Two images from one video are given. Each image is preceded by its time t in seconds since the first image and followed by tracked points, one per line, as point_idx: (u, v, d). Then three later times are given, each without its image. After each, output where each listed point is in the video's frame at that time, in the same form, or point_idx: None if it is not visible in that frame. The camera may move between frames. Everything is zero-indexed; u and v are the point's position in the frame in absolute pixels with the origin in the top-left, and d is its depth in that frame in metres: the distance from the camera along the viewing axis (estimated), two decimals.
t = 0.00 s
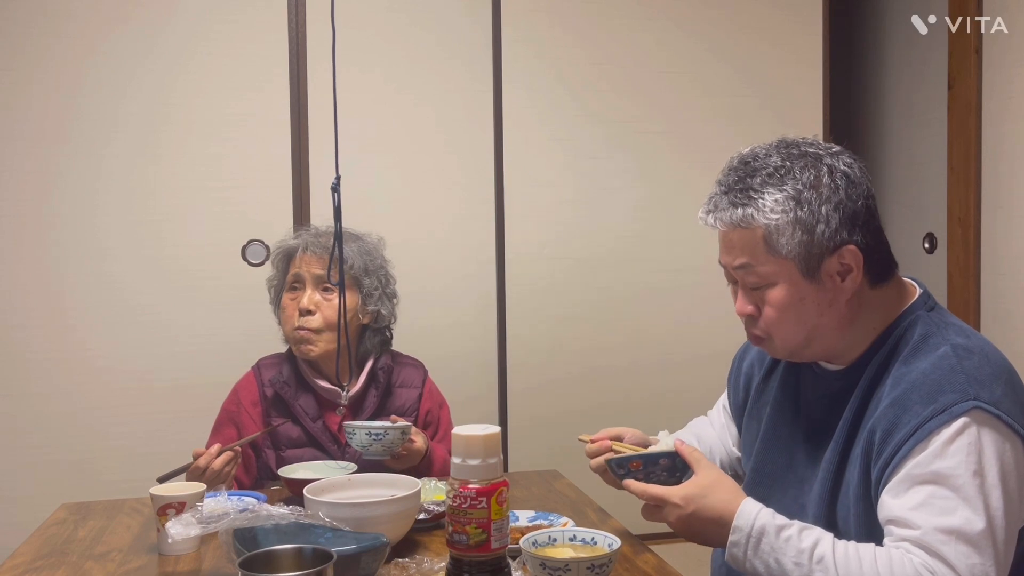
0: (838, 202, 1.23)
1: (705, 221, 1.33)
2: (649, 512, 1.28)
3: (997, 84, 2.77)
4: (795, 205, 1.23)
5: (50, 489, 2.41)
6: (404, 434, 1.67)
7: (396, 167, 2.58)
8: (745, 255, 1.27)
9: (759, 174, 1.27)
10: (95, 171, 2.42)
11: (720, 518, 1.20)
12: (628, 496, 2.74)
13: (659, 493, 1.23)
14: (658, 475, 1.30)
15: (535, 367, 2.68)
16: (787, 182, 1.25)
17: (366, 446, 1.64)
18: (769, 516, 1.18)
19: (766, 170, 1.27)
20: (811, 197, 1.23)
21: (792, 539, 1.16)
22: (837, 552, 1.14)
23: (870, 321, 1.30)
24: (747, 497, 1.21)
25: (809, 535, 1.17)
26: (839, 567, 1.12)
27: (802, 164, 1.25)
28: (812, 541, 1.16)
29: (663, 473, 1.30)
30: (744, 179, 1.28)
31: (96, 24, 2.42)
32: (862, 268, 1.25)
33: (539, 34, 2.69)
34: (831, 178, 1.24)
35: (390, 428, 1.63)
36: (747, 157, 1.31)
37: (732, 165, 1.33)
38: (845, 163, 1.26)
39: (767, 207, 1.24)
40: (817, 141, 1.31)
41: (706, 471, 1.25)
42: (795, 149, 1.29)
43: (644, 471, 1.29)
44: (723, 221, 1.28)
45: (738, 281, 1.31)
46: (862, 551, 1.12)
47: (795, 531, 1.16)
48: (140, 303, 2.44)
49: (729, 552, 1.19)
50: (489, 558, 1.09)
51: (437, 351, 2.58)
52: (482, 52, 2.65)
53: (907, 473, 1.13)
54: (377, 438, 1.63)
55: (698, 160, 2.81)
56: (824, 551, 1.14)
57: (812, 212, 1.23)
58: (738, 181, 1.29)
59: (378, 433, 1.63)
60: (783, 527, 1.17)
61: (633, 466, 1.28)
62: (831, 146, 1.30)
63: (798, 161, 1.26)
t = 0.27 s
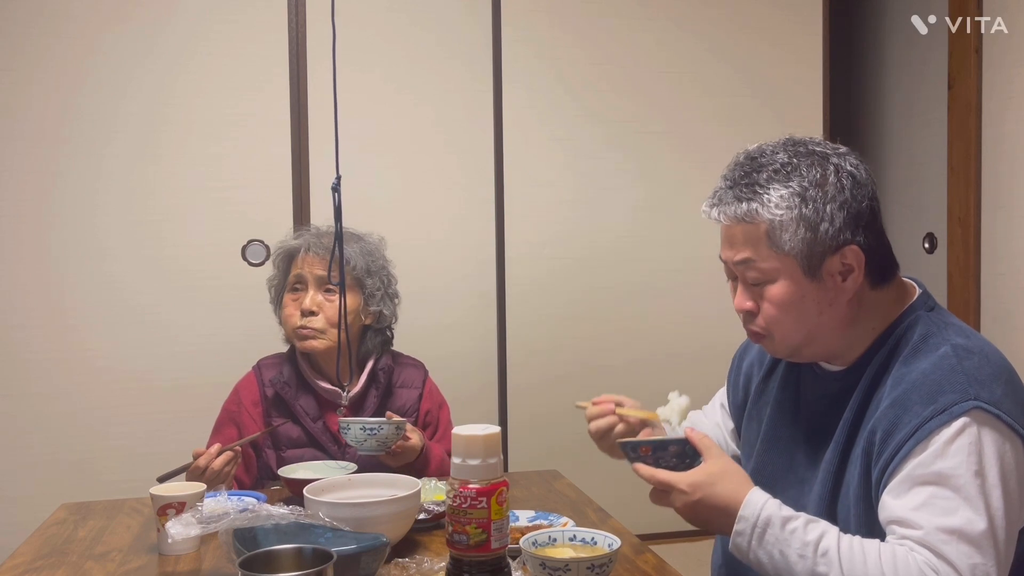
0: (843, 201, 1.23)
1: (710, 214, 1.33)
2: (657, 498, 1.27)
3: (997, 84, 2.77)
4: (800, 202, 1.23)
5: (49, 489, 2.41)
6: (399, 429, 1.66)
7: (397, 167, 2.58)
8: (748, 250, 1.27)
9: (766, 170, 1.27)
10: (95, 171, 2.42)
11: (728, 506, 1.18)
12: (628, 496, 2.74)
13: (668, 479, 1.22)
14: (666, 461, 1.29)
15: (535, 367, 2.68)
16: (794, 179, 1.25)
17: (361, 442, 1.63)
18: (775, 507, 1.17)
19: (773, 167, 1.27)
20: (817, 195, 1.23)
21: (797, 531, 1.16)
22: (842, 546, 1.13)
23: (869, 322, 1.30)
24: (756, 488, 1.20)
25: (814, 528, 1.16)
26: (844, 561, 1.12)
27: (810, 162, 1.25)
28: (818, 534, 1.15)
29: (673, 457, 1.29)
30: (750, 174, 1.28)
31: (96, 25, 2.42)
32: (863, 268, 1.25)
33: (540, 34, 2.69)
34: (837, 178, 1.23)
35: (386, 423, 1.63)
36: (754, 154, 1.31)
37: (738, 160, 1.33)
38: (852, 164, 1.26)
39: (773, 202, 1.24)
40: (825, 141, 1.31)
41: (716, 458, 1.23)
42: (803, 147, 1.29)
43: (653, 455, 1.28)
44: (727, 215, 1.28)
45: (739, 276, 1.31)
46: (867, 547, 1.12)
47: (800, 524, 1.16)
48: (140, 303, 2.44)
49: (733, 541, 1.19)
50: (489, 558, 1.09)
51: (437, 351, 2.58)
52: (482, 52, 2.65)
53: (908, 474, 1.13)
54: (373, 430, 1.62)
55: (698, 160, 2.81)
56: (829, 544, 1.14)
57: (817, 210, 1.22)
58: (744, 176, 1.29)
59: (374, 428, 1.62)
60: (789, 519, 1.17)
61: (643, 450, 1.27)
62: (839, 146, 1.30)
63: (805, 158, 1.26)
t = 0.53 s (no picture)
0: (857, 202, 1.23)
1: (722, 198, 1.33)
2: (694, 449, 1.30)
3: (997, 84, 2.77)
4: (814, 195, 1.23)
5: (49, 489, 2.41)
6: (398, 431, 1.66)
7: (397, 167, 2.58)
8: (754, 235, 1.27)
9: (784, 161, 1.27)
10: (94, 171, 2.42)
11: (748, 468, 1.19)
12: (628, 496, 2.74)
13: (697, 432, 1.25)
14: (705, 414, 1.32)
15: (536, 367, 2.68)
16: (810, 172, 1.24)
17: (360, 444, 1.63)
18: (795, 477, 1.16)
19: (792, 159, 1.27)
20: (832, 191, 1.22)
21: (812, 505, 1.14)
22: (853, 527, 1.12)
23: (862, 325, 1.32)
24: (780, 456, 1.20)
25: (829, 505, 1.15)
26: (853, 542, 1.11)
27: (828, 159, 1.25)
28: (831, 511, 1.14)
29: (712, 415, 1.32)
30: (769, 163, 1.28)
31: (96, 25, 2.42)
32: (865, 270, 1.25)
33: (540, 34, 2.69)
34: (853, 179, 1.23)
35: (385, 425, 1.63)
36: (774, 145, 1.31)
37: (756, 150, 1.34)
38: (869, 168, 1.26)
39: (788, 192, 1.23)
40: (846, 143, 1.31)
41: (747, 419, 1.24)
42: (823, 145, 1.29)
43: (692, 408, 1.33)
44: (740, 200, 1.28)
45: (743, 262, 1.30)
46: (878, 529, 1.11)
47: (815, 498, 1.14)
48: (140, 303, 2.44)
49: (748, 503, 1.18)
50: (490, 558, 1.09)
51: (437, 351, 2.58)
52: (483, 52, 2.65)
53: (907, 474, 1.13)
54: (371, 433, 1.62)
55: (698, 160, 2.81)
56: (841, 522, 1.12)
57: (830, 205, 1.22)
58: (763, 164, 1.29)
59: (372, 431, 1.62)
60: (806, 490, 1.15)
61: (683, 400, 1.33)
62: (858, 151, 1.30)
63: (824, 155, 1.26)
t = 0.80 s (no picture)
0: (860, 207, 1.22)
1: (726, 198, 1.33)
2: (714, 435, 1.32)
3: (997, 84, 2.77)
4: (818, 199, 1.22)
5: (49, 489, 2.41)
6: (398, 434, 1.67)
7: (397, 168, 2.58)
8: (756, 236, 1.27)
9: (789, 164, 1.27)
10: (94, 171, 2.42)
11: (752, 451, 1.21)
12: (629, 496, 2.74)
13: (710, 413, 1.28)
14: (722, 397, 1.35)
15: (536, 367, 2.68)
16: (814, 175, 1.24)
17: (360, 449, 1.63)
18: (801, 466, 1.16)
19: (796, 161, 1.26)
20: (836, 195, 1.22)
21: (815, 492, 1.14)
22: (855, 516, 1.12)
23: (862, 328, 1.32)
24: (787, 444, 1.20)
25: (833, 494, 1.14)
26: (853, 532, 1.11)
27: (834, 163, 1.24)
28: (835, 500, 1.14)
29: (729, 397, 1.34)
30: (772, 164, 1.28)
31: (96, 25, 2.42)
32: (865, 275, 1.25)
33: (540, 34, 2.69)
34: (857, 184, 1.22)
35: (385, 429, 1.63)
36: (780, 146, 1.31)
37: (762, 149, 1.33)
38: (875, 173, 1.25)
39: (791, 195, 1.23)
40: (853, 146, 1.30)
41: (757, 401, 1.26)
42: (829, 147, 1.28)
43: (710, 390, 1.36)
44: (742, 201, 1.29)
45: (745, 263, 1.31)
46: (878, 519, 1.11)
47: (820, 486, 1.14)
48: (140, 303, 2.44)
49: (753, 488, 1.18)
50: (490, 558, 1.09)
51: (437, 351, 2.58)
52: (483, 52, 2.65)
53: (906, 471, 1.13)
54: (371, 437, 1.62)
55: (698, 160, 2.81)
56: (843, 511, 1.12)
57: (833, 210, 1.22)
58: (768, 166, 1.29)
59: (371, 435, 1.62)
60: (810, 477, 1.15)
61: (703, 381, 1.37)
62: (865, 154, 1.29)
63: (830, 158, 1.25)
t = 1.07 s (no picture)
0: (858, 204, 1.22)
1: (721, 207, 1.31)
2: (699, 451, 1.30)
3: (997, 84, 2.77)
4: (817, 201, 1.22)
5: (50, 489, 2.41)
6: (397, 437, 1.67)
7: (397, 168, 2.58)
8: (758, 244, 1.26)
9: (782, 168, 1.26)
10: (94, 171, 2.42)
11: (746, 466, 1.19)
12: (629, 495, 2.75)
13: (697, 427, 1.26)
14: (705, 409, 1.33)
15: (535, 367, 2.68)
16: (810, 177, 1.23)
17: (360, 452, 1.63)
18: (795, 474, 1.16)
19: (789, 164, 1.26)
20: (833, 195, 1.22)
21: (813, 502, 1.14)
22: (855, 524, 1.12)
23: (869, 326, 1.31)
24: (779, 454, 1.19)
25: (830, 503, 1.14)
26: (853, 541, 1.11)
27: (827, 162, 1.24)
28: (833, 508, 1.14)
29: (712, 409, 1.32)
30: (766, 169, 1.27)
31: (96, 25, 2.42)
32: (871, 271, 1.26)
33: (540, 34, 2.69)
34: (853, 180, 1.23)
35: (383, 432, 1.64)
36: (769, 151, 1.30)
37: (753, 156, 1.33)
38: (868, 168, 1.25)
39: (789, 199, 1.22)
40: (841, 142, 1.30)
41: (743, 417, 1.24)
42: (819, 147, 1.28)
43: (692, 403, 1.34)
44: (739, 210, 1.27)
45: (747, 271, 1.29)
46: (879, 527, 1.11)
47: (817, 495, 1.14)
48: (139, 303, 2.44)
49: (748, 500, 1.18)
50: (490, 558, 1.09)
51: (437, 351, 2.58)
52: (483, 52, 2.65)
53: (911, 474, 1.13)
54: (370, 441, 1.62)
55: (698, 160, 2.81)
56: (842, 520, 1.12)
57: (832, 210, 1.22)
58: (760, 172, 1.28)
59: (370, 438, 1.63)
60: (807, 487, 1.15)
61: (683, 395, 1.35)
62: (854, 149, 1.29)
63: (823, 157, 1.25)
